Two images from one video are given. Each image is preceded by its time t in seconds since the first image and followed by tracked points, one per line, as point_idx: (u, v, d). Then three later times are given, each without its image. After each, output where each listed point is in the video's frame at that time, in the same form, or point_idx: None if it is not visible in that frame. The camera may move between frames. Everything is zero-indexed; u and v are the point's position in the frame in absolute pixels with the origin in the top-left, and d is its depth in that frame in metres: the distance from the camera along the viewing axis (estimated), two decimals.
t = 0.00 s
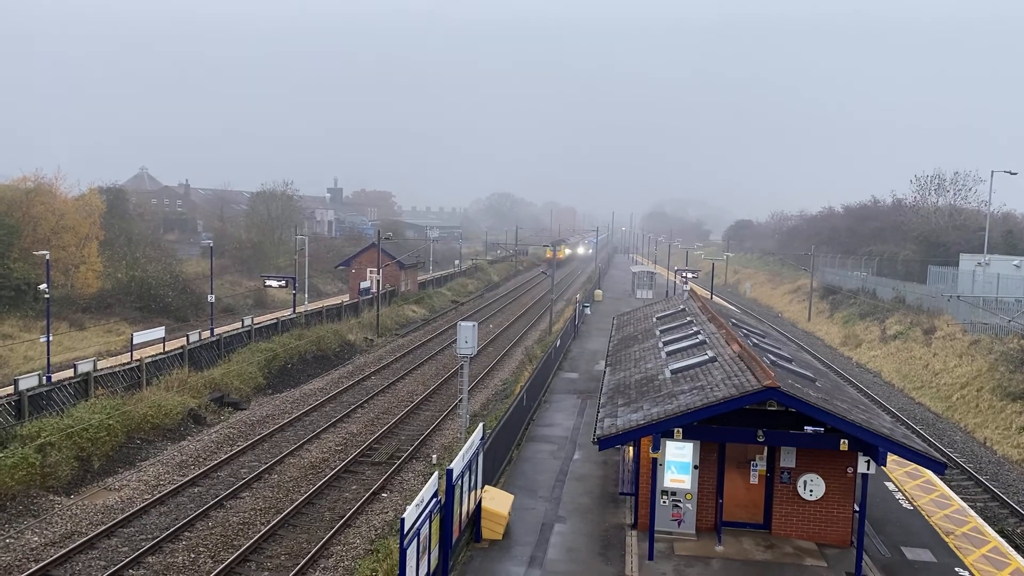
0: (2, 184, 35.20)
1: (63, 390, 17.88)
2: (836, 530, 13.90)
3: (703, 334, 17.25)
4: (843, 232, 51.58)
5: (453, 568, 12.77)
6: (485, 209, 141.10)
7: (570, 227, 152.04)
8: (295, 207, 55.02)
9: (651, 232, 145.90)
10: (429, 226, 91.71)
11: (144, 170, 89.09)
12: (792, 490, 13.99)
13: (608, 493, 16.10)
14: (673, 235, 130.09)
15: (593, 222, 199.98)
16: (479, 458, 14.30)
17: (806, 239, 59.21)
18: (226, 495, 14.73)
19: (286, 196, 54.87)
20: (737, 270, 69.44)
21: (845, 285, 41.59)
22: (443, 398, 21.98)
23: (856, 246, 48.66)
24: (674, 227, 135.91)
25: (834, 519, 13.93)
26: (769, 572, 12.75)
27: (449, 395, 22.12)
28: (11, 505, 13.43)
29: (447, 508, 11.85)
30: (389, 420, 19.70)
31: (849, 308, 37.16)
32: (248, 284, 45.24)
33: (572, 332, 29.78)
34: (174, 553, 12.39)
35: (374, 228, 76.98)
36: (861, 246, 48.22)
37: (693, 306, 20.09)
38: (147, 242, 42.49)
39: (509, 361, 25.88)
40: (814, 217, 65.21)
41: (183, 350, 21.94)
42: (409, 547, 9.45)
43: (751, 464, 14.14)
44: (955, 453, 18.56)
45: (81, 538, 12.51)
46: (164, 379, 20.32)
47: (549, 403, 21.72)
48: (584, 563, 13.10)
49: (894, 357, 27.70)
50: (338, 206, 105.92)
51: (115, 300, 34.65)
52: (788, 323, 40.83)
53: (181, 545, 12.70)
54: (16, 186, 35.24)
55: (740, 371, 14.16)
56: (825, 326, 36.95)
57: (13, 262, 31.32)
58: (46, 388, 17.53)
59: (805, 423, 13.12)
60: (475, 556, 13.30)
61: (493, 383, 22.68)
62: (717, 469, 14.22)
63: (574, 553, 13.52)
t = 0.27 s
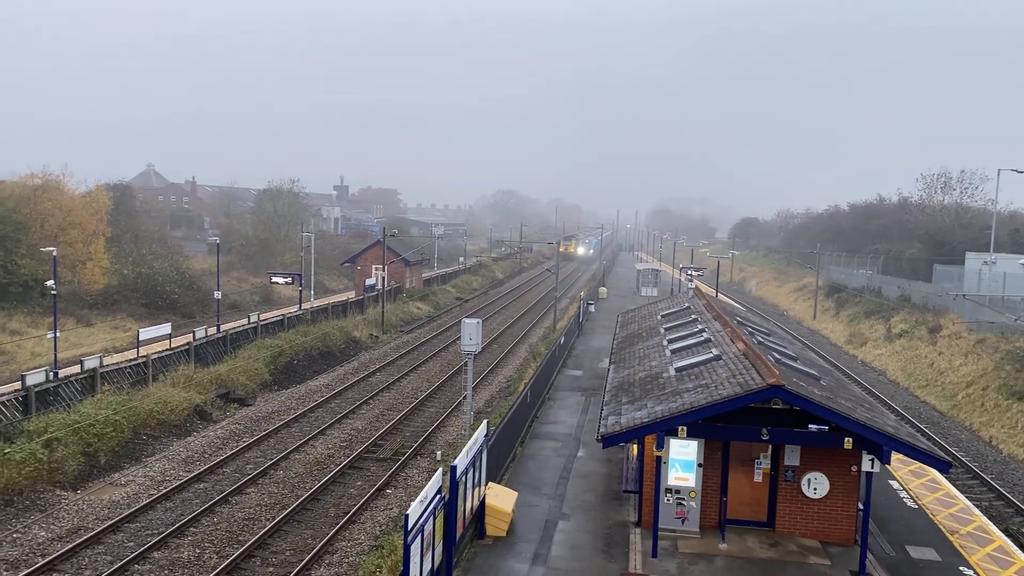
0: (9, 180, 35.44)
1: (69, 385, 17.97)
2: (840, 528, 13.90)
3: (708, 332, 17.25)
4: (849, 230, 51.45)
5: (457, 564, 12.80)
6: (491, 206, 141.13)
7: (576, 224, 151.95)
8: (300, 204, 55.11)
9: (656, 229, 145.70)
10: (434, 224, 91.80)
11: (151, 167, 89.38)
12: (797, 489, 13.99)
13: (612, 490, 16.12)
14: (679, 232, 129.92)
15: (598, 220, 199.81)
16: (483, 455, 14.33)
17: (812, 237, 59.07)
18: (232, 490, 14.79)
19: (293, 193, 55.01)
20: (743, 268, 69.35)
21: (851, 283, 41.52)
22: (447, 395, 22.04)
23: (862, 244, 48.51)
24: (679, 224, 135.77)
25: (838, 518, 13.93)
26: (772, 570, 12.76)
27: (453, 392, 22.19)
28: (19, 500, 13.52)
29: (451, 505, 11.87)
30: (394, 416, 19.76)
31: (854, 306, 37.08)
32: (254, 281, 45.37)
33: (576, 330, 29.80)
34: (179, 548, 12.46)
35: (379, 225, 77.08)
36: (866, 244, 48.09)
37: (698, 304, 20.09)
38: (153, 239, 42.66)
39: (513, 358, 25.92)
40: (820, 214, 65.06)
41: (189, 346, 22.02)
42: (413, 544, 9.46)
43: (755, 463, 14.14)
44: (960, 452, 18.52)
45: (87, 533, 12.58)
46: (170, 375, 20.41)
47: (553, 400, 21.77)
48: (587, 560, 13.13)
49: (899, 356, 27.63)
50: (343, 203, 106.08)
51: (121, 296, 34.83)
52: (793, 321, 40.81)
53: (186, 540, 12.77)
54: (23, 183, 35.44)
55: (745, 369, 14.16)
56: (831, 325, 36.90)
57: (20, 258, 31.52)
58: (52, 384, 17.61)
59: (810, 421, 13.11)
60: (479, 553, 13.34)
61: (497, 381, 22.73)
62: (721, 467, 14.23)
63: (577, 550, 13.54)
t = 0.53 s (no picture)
0: (23, 174, 35.75)
1: (81, 378, 18.09)
2: (850, 527, 13.84)
3: (718, 329, 17.19)
4: (861, 228, 51.13)
5: (466, 559, 12.83)
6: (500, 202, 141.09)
7: (586, 221, 151.65)
8: (311, 199, 55.26)
9: (666, 226, 145.32)
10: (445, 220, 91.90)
11: (163, 161, 89.87)
12: (806, 487, 13.94)
13: (621, 487, 16.11)
14: (689, 229, 129.53)
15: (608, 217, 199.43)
16: (492, 451, 14.34)
17: (824, 234, 58.76)
18: (242, 484, 14.87)
19: (303, 188, 55.16)
20: (754, 265, 69.09)
21: (863, 281, 41.29)
22: (456, 390, 22.09)
23: (874, 242, 48.21)
24: (690, 221, 135.29)
25: (848, 516, 13.87)
26: (781, 568, 12.72)
27: (463, 387, 22.23)
28: (31, 492, 13.62)
29: (460, 500, 11.88)
30: (404, 411, 19.81)
31: (866, 304, 36.88)
32: (265, 276, 45.54)
33: (586, 326, 29.77)
34: (190, 541, 12.54)
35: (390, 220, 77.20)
36: (879, 241, 47.79)
37: (709, 301, 20.02)
38: (165, 233, 42.90)
39: (523, 354, 25.93)
40: (832, 212, 64.66)
41: (200, 340, 22.13)
42: (422, 538, 9.47)
43: (765, 460, 14.08)
44: (972, 452, 18.39)
45: (98, 525, 12.67)
46: (181, 368, 20.51)
47: (563, 397, 21.77)
48: (596, 556, 13.13)
49: (911, 354, 27.47)
50: (354, 198, 106.33)
51: (133, 290, 34.97)
52: (804, 319, 40.64)
53: (196, 533, 12.84)
54: (37, 176, 35.69)
55: (755, 367, 14.10)
56: (842, 323, 36.72)
57: (33, 252, 31.78)
58: (64, 376, 17.73)
59: (820, 419, 13.05)
60: (487, 548, 13.36)
61: (507, 377, 22.76)
62: (731, 464, 14.19)
63: (586, 546, 13.54)
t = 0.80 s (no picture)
0: (37, 167, 35.98)
1: (94, 370, 18.18)
2: (861, 524, 13.80)
3: (729, 325, 17.14)
4: (874, 224, 50.81)
5: (476, 553, 12.87)
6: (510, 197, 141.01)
7: (596, 216, 151.31)
8: (322, 193, 55.36)
9: (676, 221, 144.89)
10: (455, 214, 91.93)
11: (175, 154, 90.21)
12: (817, 484, 13.90)
13: (631, 483, 16.11)
14: (699, 225, 129.11)
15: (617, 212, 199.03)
16: (502, 445, 14.36)
17: (836, 231, 58.43)
18: (253, 477, 14.93)
19: (314, 182, 55.24)
20: (765, 261, 68.81)
21: (875, 278, 41.07)
22: (467, 385, 22.12)
23: (887, 238, 47.90)
24: (700, 216, 134.82)
25: (858, 513, 13.82)
26: (791, 565, 12.70)
27: (473, 382, 22.26)
28: (44, 483, 13.73)
29: (470, 494, 11.89)
30: (414, 405, 19.85)
31: (879, 301, 36.67)
32: (276, 269, 45.66)
33: (597, 322, 29.73)
34: (201, 533, 12.61)
35: (400, 214, 77.25)
36: (891, 238, 47.49)
37: (720, 297, 19.95)
38: (177, 226, 43.08)
39: (533, 349, 25.93)
40: (844, 208, 64.28)
41: (212, 333, 22.23)
42: (432, 532, 9.49)
43: (776, 457, 14.04)
44: (984, 450, 18.30)
45: (111, 517, 12.76)
46: (193, 361, 20.61)
47: (573, 392, 21.77)
48: (605, 551, 13.14)
49: (924, 351, 27.30)
50: (365, 192, 106.47)
51: (146, 283, 35.07)
52: (816, 315, 40.47)
53: (208, 525, 12.92)
54: (51, 169, 35.92)
55: (767, 363, 14.05)
56: (854, 319, 36.54)
57: (48, 244, 32.03)
58: (78, 368, 17.84)
59: (832, 416, 13.00)
60: (497, 542, 13.39)
61: (517, 371, 22.78)
62: (741, 461, 14.16)
63: (595, 541, 13.55)
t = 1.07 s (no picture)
0: (40, 165, 35.99)
1: (98, 368, 18.21)
2: (864, 519, 13.79)
3: (732, 321, 17.12)
4: (877, 219, 50.73)
5: (479, 550, 12.89)
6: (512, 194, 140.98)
7: (598, 212, 151.11)
8: (325, 190, 55.37)
9: (678, 217, 144.75)
10: (458, 211, 91.92)
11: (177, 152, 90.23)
12: (820, 480, 13.89)
13: (634, 479, 16.11)
14: (702, 221, 128.99)
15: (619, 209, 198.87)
16: (506, 442, 14.37)
17: (839, 226, 58.34)
18: (257, 474, 14.96)
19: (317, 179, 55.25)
20: (768, 257, 68.75)
21: (878, 273, 41.01)
22: (470, 381, 22.14)
23: (890, 233, 47.81)
24: (703, 212, 134.63)
25: (862, 509, 13.81)
26: (795, 561, 12.70)
27: (476, 378, 22.28)
28: (49, 481, 13.77)
29: (474, 491, 11.90)
30: (417, 402, 19.87)
31: (882, 296, 36.61)
32: (278, 267, 45.68)
33: (600, 318, 29.73)
34: (206, 530, 12.64)
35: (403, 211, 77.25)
36: (895, 233, 47.41)
37: (723, 293, 19.93)
38: (180, 224, 43.11)
39: (536, 346, 25.94)
40: (847, 204, 64.16)
41: (216, 331, 22.26)
42: (436, 529, 9.50)
43: (779, 453, 14.04)
44: (988, 445, 18.28)
45: (116, 514, 12.79)
46: (197, 359, 20.65)
47: (576, 388, 21.78)
48: (609, 548, 13.14)
49: (928, 347, 27.27)
50: (367, 189, 106.45)
51: (149, 281, 35.14)
52: (819, 311, 40.43)
53: (212, 523, 12.95)
54: (53, 168, 35.92)
55: (770, 359, 14.04)
56: (857, 315, 36.48)
57: (51, 243, 32.08)
58: (81, 366, 17.87)
59: (835, 412, 12.98)
60: (500, 539, 13.41)
61: (520, 368, 22.80)
62: (744, 457, 14.15)
63: (599, 537, 13.56)
